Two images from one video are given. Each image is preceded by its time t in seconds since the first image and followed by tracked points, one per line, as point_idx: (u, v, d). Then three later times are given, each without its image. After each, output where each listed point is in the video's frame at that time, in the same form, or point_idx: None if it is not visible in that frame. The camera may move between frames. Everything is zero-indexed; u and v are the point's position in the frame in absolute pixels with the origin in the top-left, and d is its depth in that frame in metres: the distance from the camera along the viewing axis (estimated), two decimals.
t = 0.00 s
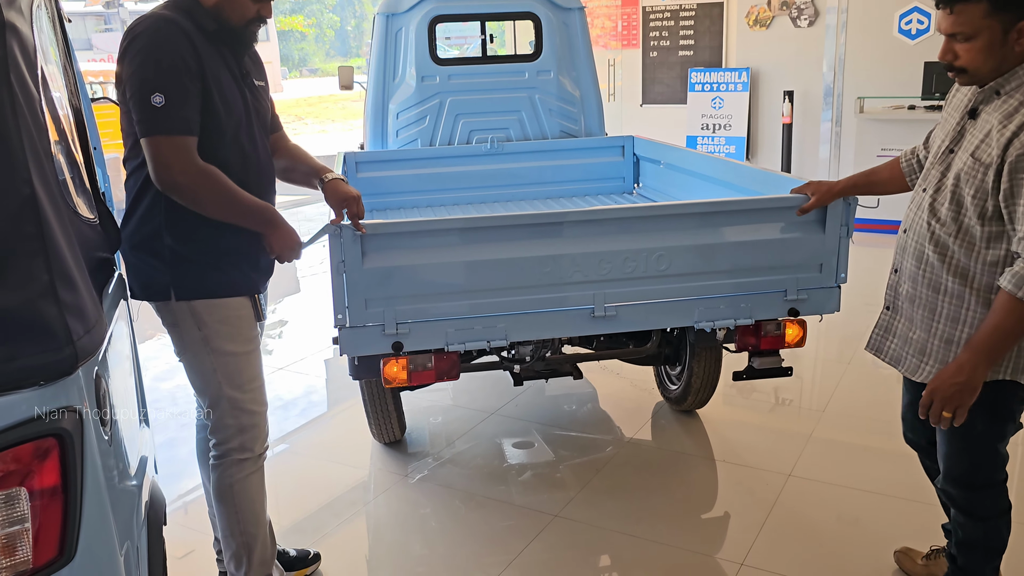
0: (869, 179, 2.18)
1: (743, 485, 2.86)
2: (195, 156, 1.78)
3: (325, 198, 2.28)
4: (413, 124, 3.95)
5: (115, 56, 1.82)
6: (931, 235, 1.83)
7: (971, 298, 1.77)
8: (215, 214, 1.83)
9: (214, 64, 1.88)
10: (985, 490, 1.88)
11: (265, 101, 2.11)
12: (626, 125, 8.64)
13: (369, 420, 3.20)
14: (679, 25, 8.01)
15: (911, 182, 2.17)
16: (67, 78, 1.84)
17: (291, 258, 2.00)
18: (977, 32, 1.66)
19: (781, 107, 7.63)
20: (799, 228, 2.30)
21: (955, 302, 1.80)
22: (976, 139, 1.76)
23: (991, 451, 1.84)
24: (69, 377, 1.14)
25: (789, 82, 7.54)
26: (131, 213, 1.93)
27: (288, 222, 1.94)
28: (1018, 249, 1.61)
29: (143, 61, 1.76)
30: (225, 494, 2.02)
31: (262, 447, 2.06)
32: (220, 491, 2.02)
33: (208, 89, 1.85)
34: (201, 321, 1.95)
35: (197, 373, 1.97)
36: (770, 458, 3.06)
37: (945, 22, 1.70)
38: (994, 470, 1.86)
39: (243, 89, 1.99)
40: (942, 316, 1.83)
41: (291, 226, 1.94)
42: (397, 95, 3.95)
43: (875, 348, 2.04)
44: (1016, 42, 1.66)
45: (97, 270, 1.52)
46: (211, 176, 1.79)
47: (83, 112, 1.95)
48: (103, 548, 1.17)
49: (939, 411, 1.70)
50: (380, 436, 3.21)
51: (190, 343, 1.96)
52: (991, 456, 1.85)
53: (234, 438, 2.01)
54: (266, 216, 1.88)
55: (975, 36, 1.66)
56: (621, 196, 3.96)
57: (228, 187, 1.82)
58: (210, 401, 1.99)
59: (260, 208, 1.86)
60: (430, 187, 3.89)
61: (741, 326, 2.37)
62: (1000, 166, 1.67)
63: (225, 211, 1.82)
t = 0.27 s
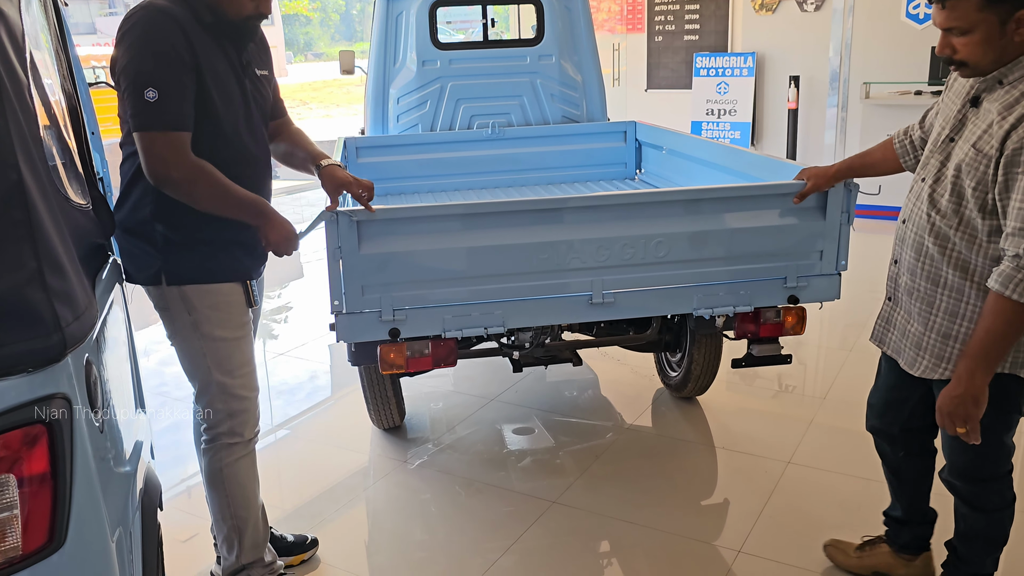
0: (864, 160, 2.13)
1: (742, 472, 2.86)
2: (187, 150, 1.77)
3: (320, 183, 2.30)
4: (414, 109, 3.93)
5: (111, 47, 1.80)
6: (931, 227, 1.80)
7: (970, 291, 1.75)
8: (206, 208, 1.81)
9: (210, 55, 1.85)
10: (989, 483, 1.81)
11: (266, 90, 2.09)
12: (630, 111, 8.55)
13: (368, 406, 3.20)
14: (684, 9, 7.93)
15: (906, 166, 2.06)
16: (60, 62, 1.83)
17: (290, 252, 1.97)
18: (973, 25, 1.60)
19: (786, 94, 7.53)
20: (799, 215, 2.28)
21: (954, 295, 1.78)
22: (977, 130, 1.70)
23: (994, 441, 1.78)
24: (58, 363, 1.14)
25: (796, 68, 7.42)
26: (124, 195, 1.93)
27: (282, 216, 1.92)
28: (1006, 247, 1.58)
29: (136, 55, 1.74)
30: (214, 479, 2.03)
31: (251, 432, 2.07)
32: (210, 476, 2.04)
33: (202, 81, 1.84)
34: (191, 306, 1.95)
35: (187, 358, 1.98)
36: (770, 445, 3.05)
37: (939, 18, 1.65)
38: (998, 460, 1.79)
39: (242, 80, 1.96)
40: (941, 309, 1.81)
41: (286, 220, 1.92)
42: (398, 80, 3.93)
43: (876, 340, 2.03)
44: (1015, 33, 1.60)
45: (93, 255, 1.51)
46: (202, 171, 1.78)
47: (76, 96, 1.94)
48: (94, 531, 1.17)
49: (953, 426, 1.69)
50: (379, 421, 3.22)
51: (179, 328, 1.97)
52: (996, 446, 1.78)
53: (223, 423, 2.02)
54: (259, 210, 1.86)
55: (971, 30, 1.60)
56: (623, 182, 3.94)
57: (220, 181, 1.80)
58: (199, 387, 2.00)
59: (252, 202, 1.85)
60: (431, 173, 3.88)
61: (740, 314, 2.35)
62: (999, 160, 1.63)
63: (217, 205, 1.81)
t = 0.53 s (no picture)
0: (858, 150, 2.12)
1: (738, 463, 2.86)
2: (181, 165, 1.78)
3: (324, 175, 2.30)
4: (413, 98, 3.91)
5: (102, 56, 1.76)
6: (926, 226, 1.80)
7: (970, 290, 1.74)
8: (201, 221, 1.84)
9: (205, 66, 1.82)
10: (992, 476, 1.77)
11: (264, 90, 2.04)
12: (632, 100, 8.50)
13: (365, 396, 3.21)
14: None
15: (900, 157, 2.05)
16: (54, 53, 1.83)
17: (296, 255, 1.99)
18: (954, 32, 1.58)
19: (789, 82, 7.49)
20: (796, 207, 2.27)
21: (952, 293, 1.77)
22: (971, 128, 1.69)
23: (996, 435, 1.74)
24: (48, 353, 1.14)
25: (798, 57, 7.40)
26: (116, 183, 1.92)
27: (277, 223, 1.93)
28: (1007, 250, 1.58)
29: (128, 71, 1.71)
30: (205, 468, 2.07)
31: (239, 422, 2.08)
32: (200, 465, 2.07)
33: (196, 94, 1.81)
34: (179, 299, 1.96)
35: (176, 348, 2.00)
36: (766, 436, 3.05)
37: (921, 26, 1.64)
38: (1000, 454, 1.75)
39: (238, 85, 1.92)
40: (939, 307, 1.80)
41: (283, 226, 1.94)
42: (397, 69, 3.91)
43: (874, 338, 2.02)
44: (999, 35, 1.57)
45: (86, 246, 1.52)
46: (194, 185, 1.79)
47: (70, 87, 1.94)
48: (87, 520, 1.17)
49: (955, 427, 1.68)
50: (377, 412, 3.22)
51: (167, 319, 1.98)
52: (997, 440, 1.74)
53: (212, 413, 2.04)
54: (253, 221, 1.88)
55: (952, 37, 1.58)
56: (622, 172, 3.93)
57: (213, 194, 1.82)
58: (188, 377, 2.02)
59: (245, 213, 1.87)
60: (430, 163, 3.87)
61: (736, 305, 2.35)
62: (994, 161, 1.62)
63: (211, 218, 1.84)
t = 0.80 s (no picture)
0: (854, 141, 2.11)
1: (733, 456, 2.86)
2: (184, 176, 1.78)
3: (319, 166, 2.29)
4: (410, 89, 3.90)
5: (90, 63, 1.75)
6: (920, 223, 1.79)
7: (966, 285, 1.73)
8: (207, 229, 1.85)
9: (195, 71, 1.79)
10: (988, 469, 1.76)
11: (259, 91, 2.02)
12: (632, 92, 8.45)
13: (362, 388, 3.21)
14: None
15: (896, 148, 2.05)
16: (46, 45, 1.82)
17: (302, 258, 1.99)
18: (940, 33, 1.58)
19: (789, 74, 7.45)
20: (792, 198, 2.26)
21: (948, 288, 1.76)
22: (964, 123, 1.68)
23: (993, 428, 1.73)
24: (37, 344, 1.14)
25: (797, 48, 7.37)
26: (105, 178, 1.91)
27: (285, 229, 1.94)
28: (1004, 245, 1.57)
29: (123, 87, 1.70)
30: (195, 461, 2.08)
31: (230, 416, 2.08)
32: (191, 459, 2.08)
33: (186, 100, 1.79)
34: (164, 292, 1.96)
35: (165, 341, 2.00)
36: (763, 428, 3.05)
37: (907, 28, 1.63)
38: (997, 447, 1.75)
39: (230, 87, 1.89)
40: (936, 303, 1.79)
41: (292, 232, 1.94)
42: (393, 60, 3.90)
43: (870, 334, 2.01)
44: (985, 33, 1.57)
45: (77, 236, 1.51)
46: (200, 196, 1.79)
47: (61, 78, 1.93)
48: (75, 509, 1.17)
49: (953, 422, 1.68)
50: (373, 403, 3.22)
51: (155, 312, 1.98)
52: (994, 433, 1.73)
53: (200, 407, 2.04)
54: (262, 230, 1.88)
55: (940, 38, 1.58)
56: (620, 163, 3.92)
57: (221, 205, 1.82)
58: (177, 369, 2.02)
59: (255, 223, 1.86)
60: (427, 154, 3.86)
61: (731, 297, 2.35)
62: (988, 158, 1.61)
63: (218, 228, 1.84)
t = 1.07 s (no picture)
0: (849, 135, 2.11)
1: (729, 450, 2.86)
2: (189, 174, 1.77)
3: (313, 159, 2.29)
4: (406, 83, 3.89)
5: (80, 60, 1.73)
6: (915, 220, 1.79)
7: (961, 282, 1.73)
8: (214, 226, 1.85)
9: (188, 63, 1.78)
10: (984, 465, 1.76)
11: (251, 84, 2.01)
12: (629, 86, 8.42)
13: (357, 383, 3.20)
14: None
15: (890, 142, 2.04)
16: (36, 36, 1.81)
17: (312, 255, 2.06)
18: (932, 34, 1.58)
19: (787, 68, 7.42)
20: (788, 192, 2.26)
21: (943, 285, 1.76)
22: (957, 120, 1.67)
23: (988, 423, 1.73)
24: (27, 340, 1.13)
25: (795, 42, 7.34)
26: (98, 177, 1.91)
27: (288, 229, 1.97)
28: (996, 244, 1.57)
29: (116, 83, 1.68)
30: (201, 461, 2.05)
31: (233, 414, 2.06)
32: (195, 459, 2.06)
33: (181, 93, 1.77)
34: (166, 287, 1.96)
35: (168, 336, 1.99)
36: (759, 423, 3.05)
37: (899, 29, 1.63)
38: (993, 442, 1.74)
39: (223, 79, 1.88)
40: (931, 300, 1.79)
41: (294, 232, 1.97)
42: (389, 54, 3.88)
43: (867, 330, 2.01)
44: (977, 32, 1.56)
45: (70, 231, 1.50)
46: (208, 194, 1.79)
47: (53, 71, 1.92)
48: (65, 504, 1.17)
49: (943, 420, 1.68)
50: (368, 398, 3.22)
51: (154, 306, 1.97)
52: (989, 428, 1.73)
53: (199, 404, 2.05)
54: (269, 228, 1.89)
55: (932, 39, 1.57)
56: (617, 158, 3.91)
57: (230, 205, 1.82)
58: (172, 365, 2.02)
59: (263, 221, 1.86)
60: (423, 148, 3.85)
61: (727, 291, 2.34)
62: (980, 156, 1.61)
63: (226, 224, 1.84)
